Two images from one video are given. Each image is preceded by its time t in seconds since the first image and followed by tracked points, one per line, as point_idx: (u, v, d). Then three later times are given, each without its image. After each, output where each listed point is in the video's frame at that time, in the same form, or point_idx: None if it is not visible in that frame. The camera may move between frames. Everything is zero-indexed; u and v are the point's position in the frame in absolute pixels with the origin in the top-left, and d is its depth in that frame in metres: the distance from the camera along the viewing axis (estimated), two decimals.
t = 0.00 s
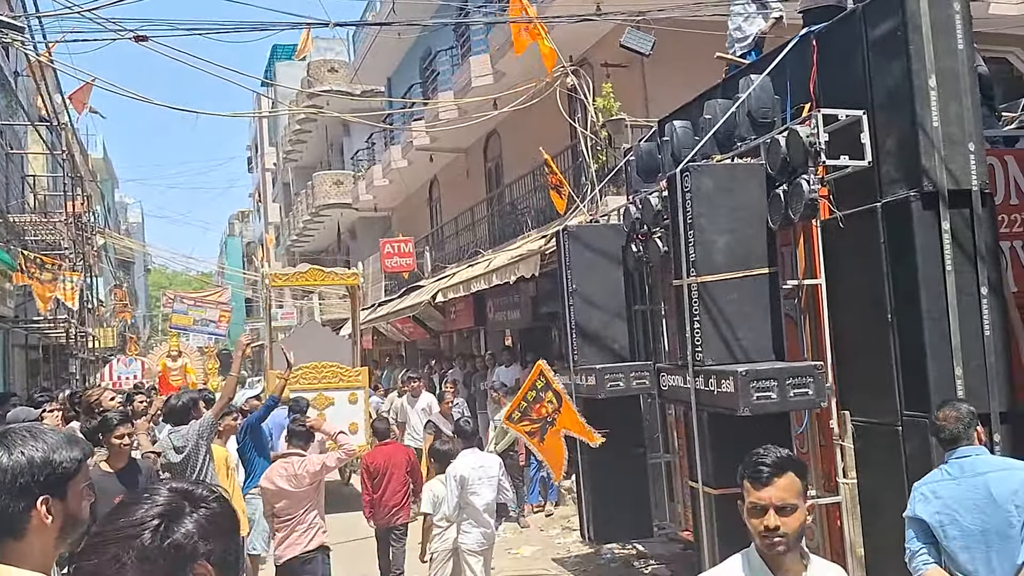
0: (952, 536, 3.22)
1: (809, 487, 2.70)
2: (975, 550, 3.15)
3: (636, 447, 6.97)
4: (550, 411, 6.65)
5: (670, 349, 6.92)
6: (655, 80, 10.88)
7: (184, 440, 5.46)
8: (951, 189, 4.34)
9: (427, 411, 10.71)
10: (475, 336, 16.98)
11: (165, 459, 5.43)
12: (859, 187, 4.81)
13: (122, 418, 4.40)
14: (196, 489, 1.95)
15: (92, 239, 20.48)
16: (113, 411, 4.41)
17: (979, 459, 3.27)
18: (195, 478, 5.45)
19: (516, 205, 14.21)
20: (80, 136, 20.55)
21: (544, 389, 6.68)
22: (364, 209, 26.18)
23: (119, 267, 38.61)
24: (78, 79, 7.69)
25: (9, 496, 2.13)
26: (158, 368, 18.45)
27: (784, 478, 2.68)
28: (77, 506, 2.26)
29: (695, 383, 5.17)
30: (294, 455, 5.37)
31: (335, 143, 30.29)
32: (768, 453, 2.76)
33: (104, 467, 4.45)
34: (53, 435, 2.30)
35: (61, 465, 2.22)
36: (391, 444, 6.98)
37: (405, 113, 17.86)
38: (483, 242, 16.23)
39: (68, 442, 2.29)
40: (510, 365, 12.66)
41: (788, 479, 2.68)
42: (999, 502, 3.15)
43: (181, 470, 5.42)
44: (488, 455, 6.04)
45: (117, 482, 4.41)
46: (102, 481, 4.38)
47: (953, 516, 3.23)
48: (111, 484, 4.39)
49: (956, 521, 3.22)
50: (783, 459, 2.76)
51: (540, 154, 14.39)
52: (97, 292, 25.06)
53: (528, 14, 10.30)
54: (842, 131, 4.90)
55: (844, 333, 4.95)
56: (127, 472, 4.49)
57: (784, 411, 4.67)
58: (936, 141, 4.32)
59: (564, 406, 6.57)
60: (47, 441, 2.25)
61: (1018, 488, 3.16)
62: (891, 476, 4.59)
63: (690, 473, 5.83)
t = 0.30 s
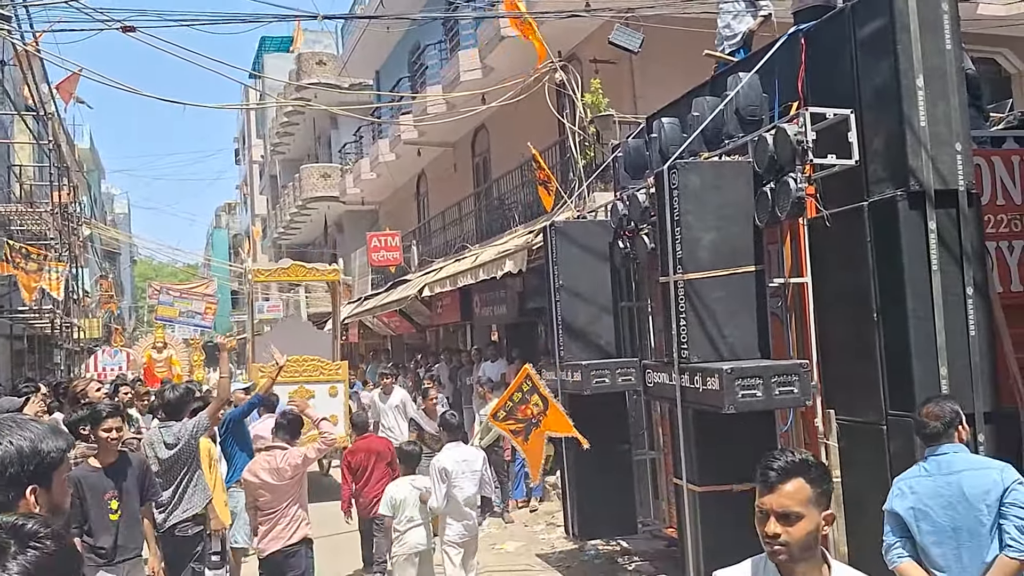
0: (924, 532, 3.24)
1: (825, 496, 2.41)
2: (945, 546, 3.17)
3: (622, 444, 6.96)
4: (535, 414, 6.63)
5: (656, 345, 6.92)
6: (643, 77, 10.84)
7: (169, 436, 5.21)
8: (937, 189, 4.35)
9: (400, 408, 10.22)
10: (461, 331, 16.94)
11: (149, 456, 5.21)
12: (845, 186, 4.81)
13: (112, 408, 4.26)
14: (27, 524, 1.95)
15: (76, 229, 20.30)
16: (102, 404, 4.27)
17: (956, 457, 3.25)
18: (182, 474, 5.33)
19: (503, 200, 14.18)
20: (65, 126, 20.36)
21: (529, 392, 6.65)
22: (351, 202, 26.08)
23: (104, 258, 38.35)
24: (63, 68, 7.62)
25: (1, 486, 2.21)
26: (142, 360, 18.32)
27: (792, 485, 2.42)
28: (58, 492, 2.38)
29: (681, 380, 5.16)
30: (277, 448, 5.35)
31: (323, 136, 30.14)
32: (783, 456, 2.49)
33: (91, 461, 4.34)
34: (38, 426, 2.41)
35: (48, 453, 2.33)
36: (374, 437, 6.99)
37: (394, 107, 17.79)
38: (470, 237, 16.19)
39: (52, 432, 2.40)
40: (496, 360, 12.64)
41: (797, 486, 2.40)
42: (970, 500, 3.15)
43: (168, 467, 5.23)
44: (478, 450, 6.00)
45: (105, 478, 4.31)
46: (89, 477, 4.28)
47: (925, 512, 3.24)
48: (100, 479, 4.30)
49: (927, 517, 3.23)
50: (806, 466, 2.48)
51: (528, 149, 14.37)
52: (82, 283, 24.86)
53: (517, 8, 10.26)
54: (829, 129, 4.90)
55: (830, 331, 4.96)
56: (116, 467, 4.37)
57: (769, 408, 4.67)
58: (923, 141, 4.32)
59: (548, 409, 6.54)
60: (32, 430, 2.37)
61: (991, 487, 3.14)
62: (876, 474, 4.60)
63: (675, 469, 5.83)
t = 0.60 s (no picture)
0: (935, 543, 3.20)
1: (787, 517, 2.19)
2: (955, 559, 3.13)
3: (621, 448, 6.94)
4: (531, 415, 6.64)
5: (654, 349, 6.91)
6: (640, 83, 10.87)
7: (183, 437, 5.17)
8: (936, 191, 4.34)
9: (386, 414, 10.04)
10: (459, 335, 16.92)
11: (160, 458, 5.11)
12: (843, 188, 4.80)
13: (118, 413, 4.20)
14: None
15: (75, 234, 20.26)
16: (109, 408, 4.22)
17: (973, 469, 3.20)
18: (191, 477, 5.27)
19: (501, 204, 14.17)
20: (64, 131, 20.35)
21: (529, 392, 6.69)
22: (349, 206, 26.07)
23: (102, 262, 38.37)
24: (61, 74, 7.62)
25: (3, 490, 2.11)
26: (140, 365, 18.27)
27: (753, 499, 2.24)
28: (59, 496, 2.29)
29: (680, 383, 5.14)
30: (274, 453, 5.33)
31: (321, 140, 30.13)
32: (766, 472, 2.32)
33: (99, 466, 4.26)
34: (36, 430, 2.30)
35: (48, 458, 2.24)
36: (365, 439, 7.18)
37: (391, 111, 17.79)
38: (468, 241, 16.18)
39: (50, 436, 2.31)
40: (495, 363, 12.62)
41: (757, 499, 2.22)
42: (983, 514, 3.11)
43: (182, 468, 5.15)
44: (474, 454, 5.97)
45: (114, 482, 4.24)
46: (97, 482, 4.20)
47: (937, 522, 3.21)
48: (109, 484, 4.23)
49: (940, 528, 3.20)
50: (781, 483, 2.28)
51: (525, 153, 14.36)
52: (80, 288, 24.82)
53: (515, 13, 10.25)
54: (827, 132, 4.89)
55: (829, 334, 4.94)
56: (125, 471, 4.31)
57: (769, 412, 4.65)
58: (921, 143, 4.31)
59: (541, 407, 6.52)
60: (31, 433, 2.27)
61: (1007, 505, 3.08)
62: (876, 478, 4.58)
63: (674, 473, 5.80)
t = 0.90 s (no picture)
0: (956, 555, 3.07)
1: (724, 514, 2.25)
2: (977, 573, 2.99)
3: (623, 448, 6.94)
4: (530, 410, 6.65)
5: (658, 350, 6.91)
6: (647, 83, 10.84)
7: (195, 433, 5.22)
8: (942, 195, 4.34)
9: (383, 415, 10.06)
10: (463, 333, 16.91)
11: (173, 455, 5.16)
12: (848, 192, 4.80)
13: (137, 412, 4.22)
14: None
15: (79, 228, 20.29)
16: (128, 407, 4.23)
17: (1003, 482, 3.06)
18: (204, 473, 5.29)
19: (505, 203, 14.18)
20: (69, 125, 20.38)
21: (526, 389, 6.67)
22: (353, 203, 26.09)
23: (106, 257, 38.46)
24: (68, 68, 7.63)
25: (1, 484, 2.13)
26: (143, 360, 18.32)
27: (692, 501, 2.30)
28: (55, 489, 2.29)
29: (682, 385, 5.14)
30: (276, 450, 5.32)
31: (326, 137, 30.16)
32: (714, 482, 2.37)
33: (117, 465, 4.29)
34: (32, 424, 2.32)
35: (43, 451, 2.25)
36: (365, 436, 7.22)
37: (398, 108, 17.79)
38: (472, 239, 16.19)
39: (45, 429, 2.32)
40: (497, 362, 12.62)
41: (693, 503, 2.29)
42: (1010, 530, 2.96)
43: (195, 462, 5.20)
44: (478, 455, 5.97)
45: (132, 482, 4.24)
46: (113, 481, 4.22)
47: (960, 533, 3.07)
48: (125, 483, 4.24)
49: (962, 540, 3.06)
50: (722, 488, 2.32)
51: (531, 152, 14.36)
52: (83, 282, 24.87)
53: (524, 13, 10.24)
54: (833, 135, 4.89)
55: (833, 337, 4.94)
56: (143, 470, 4.30)
57: (771, 415, 4.65)
58: (927, 147, 4.31)
59: (542, 407, 6.56)
60: (28, 427, 2.28)
61: None
62: (878, 482, 4.57)
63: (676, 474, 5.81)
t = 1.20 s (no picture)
0: (957, 553, 3.03)
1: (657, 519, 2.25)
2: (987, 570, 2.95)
3: (618, 445, 6.96)
4: (515, 399, 6.69)
5: (652, 347, 6.92)
6: (643, 79, 10.84)
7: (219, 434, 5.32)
8: (935, 193, 4.36)
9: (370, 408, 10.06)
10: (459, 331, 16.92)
11: (195, 454, 5.22)
12: (843, 189, 4.81)
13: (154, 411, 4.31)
14: None
15: (74, 225, 20.24)
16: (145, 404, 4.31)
17: (1009, 480, 3.07)
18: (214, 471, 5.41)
19: (501, 200, 14.19)
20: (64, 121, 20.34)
21: (507, 382, 6.69)
22: (349, 200, 26.06)
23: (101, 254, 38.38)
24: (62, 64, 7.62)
25: None
26: (138, 357, 18.31)
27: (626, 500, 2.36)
28: (46, 486, 2.30)
29: (677, 382, 5.15)
30: (270, 447, 5.31)
31: (322, 134, 30.11)
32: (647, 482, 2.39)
33: (135, 459, 4.38)
34: (21, 420, 2.32)
35: (31, 448, 2.24)
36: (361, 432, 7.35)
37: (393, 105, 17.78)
38: (468, 237, 16.20)
39: (35, 426, 2.32)
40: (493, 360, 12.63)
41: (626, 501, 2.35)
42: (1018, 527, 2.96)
43: (213, 459, 5.31)
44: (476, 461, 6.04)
45: (152, 477, 4.36)
46: (133, 477, 4.32)
47: (963, 532, 3.04)
48: (144, 478, 4.34)
49: (965, 539, 3.03)
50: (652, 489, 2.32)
51: (526, 149, 14.37)
52: (78, 279, 24.83)
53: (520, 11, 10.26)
54: (828, 133, 4.90)
55: (827, 334, 4.95)
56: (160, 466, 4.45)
57: (765, 411, 4.66)
58: (921, 145, 4.33)
59: (529, 396, 6.61)
60: (17, 425, 2.28)
61: None
62: (870, 479, 4.59)
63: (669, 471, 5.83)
